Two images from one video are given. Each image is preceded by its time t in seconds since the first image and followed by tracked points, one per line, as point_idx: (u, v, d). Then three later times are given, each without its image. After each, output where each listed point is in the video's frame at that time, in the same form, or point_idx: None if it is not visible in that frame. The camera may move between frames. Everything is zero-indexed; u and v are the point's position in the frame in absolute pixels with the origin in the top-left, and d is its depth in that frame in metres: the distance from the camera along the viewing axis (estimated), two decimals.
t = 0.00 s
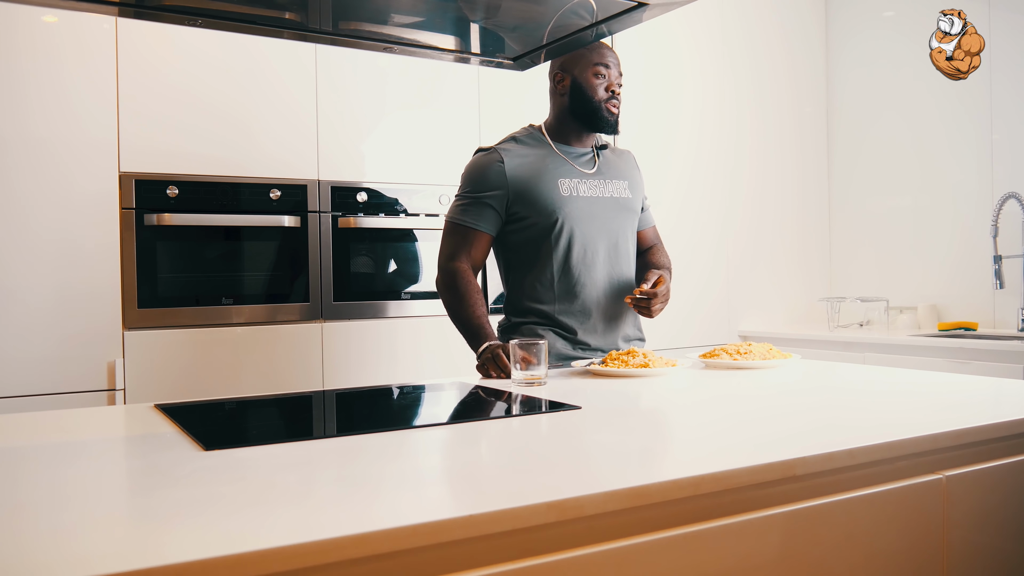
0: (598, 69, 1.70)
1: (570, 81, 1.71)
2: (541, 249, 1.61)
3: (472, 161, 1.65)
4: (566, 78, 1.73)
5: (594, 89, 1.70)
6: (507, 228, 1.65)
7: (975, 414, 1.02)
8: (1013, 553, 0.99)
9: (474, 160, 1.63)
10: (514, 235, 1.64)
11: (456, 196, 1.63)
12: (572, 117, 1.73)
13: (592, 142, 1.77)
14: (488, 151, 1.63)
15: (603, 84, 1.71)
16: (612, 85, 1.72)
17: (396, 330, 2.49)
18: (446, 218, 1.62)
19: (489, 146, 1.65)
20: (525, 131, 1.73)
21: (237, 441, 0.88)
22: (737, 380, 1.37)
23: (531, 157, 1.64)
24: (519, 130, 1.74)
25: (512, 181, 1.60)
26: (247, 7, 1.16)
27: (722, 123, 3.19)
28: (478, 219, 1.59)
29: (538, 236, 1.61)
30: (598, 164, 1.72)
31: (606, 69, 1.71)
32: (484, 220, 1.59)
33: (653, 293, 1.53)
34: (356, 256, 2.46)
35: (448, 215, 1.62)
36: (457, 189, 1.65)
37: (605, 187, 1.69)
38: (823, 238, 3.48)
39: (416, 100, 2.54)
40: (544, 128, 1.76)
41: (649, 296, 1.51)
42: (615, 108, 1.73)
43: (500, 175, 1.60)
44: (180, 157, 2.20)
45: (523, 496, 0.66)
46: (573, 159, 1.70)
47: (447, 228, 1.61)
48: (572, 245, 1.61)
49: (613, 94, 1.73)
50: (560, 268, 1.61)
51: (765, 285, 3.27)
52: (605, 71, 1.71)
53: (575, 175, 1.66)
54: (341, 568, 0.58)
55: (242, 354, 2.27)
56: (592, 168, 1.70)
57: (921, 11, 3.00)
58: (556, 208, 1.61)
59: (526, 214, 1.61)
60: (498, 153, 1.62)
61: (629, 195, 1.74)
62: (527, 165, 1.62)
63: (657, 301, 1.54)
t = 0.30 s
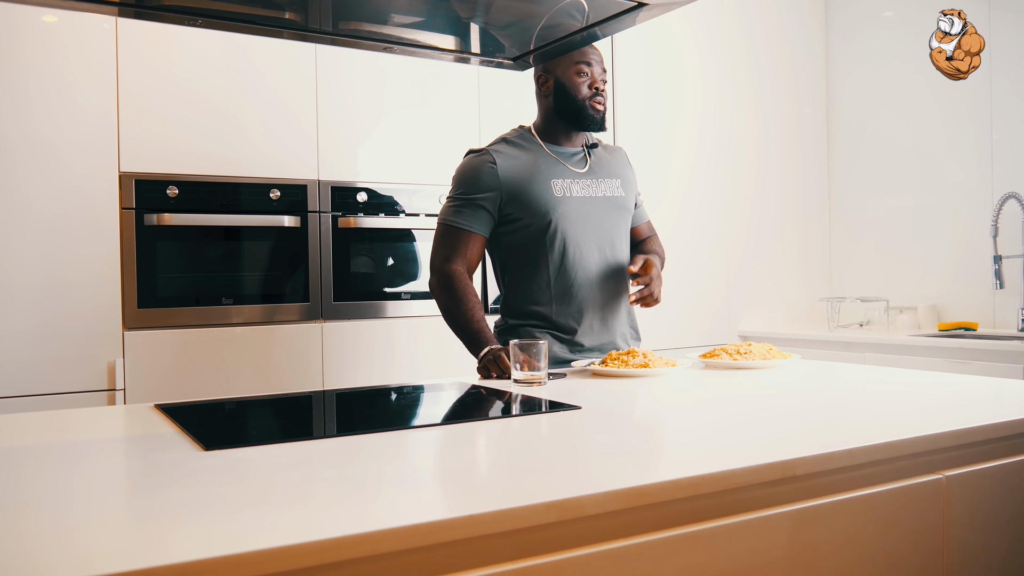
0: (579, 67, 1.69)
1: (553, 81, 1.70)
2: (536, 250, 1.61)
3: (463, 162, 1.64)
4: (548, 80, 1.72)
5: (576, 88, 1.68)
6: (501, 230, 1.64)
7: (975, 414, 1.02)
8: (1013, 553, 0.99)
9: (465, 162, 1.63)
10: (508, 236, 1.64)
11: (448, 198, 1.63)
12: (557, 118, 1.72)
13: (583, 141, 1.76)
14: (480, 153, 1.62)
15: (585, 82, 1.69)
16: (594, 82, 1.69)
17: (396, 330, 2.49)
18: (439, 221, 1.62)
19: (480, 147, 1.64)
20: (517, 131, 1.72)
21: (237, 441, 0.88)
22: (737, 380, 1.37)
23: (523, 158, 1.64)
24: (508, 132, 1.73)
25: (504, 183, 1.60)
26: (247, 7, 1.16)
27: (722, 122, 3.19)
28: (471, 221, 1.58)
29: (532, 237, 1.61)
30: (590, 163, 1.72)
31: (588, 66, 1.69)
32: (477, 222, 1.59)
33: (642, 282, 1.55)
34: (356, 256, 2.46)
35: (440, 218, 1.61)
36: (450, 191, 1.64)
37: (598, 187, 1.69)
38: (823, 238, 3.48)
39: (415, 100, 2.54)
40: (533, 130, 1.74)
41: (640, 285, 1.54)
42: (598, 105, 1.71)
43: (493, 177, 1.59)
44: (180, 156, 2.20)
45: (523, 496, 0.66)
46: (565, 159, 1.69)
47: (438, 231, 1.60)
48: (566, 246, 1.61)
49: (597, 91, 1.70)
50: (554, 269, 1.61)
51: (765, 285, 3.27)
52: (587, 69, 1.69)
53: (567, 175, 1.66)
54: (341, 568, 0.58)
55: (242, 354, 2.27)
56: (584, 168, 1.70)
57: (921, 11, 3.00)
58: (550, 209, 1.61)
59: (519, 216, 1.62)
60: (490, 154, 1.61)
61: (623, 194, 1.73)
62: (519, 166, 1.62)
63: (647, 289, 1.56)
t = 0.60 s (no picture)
0: (568, 69, 1.66)
1: (541, 83, 1.68)
2: (527, 251, 1.61)
3: (454, 168, 1.65)
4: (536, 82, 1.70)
5: (564, 90, 1.66)
6: (493, 233, 1.65)
7: (975, 414, 1.02)
8: (1013, 554, 0.99)
9: (455, 167, 1.64)
10: (500, 238, 1.64)
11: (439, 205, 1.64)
12: (545, 120, 1.70)
13: (573, 139, 1.75)
14: (470, 158, 1.64)
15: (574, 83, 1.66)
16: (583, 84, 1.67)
17: (396, 330, 2.49)
18: (432, 228, 1.63)
19: (470, 152, 1.65)
20: (506, 133, 1.72)
21: (236, 441, 0.88)
22: (737, 380, 1.37)
23: (512, 160, 1.64)
24: (498, 135, 1.73)
25: (494, 185, 1.60)
26: (248, 7, 1.16)
27: (722, 122, 3.19)
28: (463, 225, 1.59)
29: (523, 239, 1.61)
30: (578, 163, 1.72)
31: (577, 68, 1.66)
32: (469, 226, 1.59)
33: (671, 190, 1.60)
34: (356, 256, 2.46)
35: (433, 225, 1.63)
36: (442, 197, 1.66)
37: (588, 186, 1.69)
38: (823, 238, 3.48)
39: (415, 100, 2.54)
40: (522, 131, 1.74)
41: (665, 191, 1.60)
42: (588, 106, 1.68)
43: (482, 180, 1.60)
44: (180, 156, 2.20)
45: (523, 496, 0.66)
46: (554, 160, 1.69)
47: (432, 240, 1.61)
48: (557, 246, 1.61)
49: (586, 92, 1.68)
50: (547, 270, 1.61)
51: (765, 285, 3.27)
52: (576, 70, 1.66)
53: (556, 176, 1.66)
54: (341, 568, 0.58)
55: (242, 354, 2.27)
56: (572, 168, 1.70)
57: (921, 12, 3.00)
58: (540, 210, 1.61)
59: (510, 218, 1.62)
60: (479, 159, 1.62)
61: (613, 191, 1.73)
62: (509, 168, 1.62)
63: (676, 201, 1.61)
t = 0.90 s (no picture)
0: (554, 68, 1.67)
1: (528, 84, 1.70)
2: (518, 252, 1.62)
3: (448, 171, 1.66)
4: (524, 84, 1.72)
5: (549, 88, 1.67)
6: (485, 235, 1.65)
7: (975, 414, 1.02)
8: (1014, 553, 0.99)
9: (448, 169, 1.65)
10: (493, 239, 1.65)
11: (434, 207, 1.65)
12: (533, 120, 1.71)
13: (567, 138, 1.75)
14: (463, 160, 1.64)
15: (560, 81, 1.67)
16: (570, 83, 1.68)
17: (396, 330, 2.49)
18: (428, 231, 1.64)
19: (462, 154, 1.65)
20: (498, 135, 1.72)
21: (236, 441, 0.88)
22: (737, 380, 1.37)
23: (503, 161, 1.64)
24: (492, 136, 1.73)
25: (485, 187, 1.60)
26: (248, 7, 1.16)
27: (722, 122, 3.19)
28: (458, 227, 1.60)
29: (515, 240, 1.62)
30: (570, 163, 1.71)
31: (562, 67, 1.68)
32: (464, 228, 1.60)
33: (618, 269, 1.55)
34: (356, 256, 2.46)
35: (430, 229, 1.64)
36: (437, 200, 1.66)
37: (579, 186, 1.68)
38: (823, 238, 3.48)
39: (415, 100, 2.54)
40: (514, 132, 1.74)
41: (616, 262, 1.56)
42: (575, 103, 1.68)
43: (473, 182, 1.60)
44: (180, 156, 2.20)
45: (523, 496, 0.66)
46: (544, 160, 1.68)
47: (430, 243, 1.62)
48: (548, 247, 1.61)
49: (573, 89, 1.68)
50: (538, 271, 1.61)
51: (765, 285, 3.27)
52: (562, 69, 1.68)
53: (547, 176, 1.65)
54: (341, 568, 0.58)
55: (242, 355, 2.27)
56: (564, 168, 1.69)
57: (921, 12, 3.00)
58: (531, 211, 1.61)
59: (501, 219, 1.62)
60: (469, 161, 1.62)
61: (606, 191, 1.72)
62: (500, 170, 1.62)
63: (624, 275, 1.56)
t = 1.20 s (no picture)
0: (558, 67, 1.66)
1: (529, 83, 1.68)
2: (513, 252, 1.61)
3: (441, 169, 1.65)
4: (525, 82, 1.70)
5: (552, 89, 1.66)
6: (480, 234, 1.65)
7: (976, 414, 1.02)
8: (1014, 553, 0.99)
9: (443, 168, 1.64)
10: (488, 239, 1.64)
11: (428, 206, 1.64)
12: (534, 120, 1.70)
13: (563, 140, 1.75)
14: (457, 159, 1.63)
15: (563, 81, 1.67)
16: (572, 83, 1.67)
17: (396, 330, 2.49)
18: (421, 229, 1.63)
19: (457, 152, 1.65)
20: (495, 133, 1.72)
21: (237, 441, 0.88)
22: (737, 380, 1.37)
23: (500, 160, 1.64)
24: (487, 134, 1.72)
25: (480, 186, 1.61)
26: (247, 6, 1.16)
27: (722, 122, 3.19)
28: (453, 226, 1.59)
29: (510, 240, 1.62)
30: (566, 163, 1.71)
31: (565, 67, 1.67)
32: (457, 227, 1.60)
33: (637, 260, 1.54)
34: (356, 256, 2.46)
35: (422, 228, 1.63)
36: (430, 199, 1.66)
37: (575, 186, 1.69)
38: (823, 238, 3.48)
39: (414, 100, 2.54)
40: (511, 131, 1.74)
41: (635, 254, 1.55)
42: (577, 105, 1.69)
43: (469, 181, 1.60)
44: (180, 157, 2.20)
45: (523, 495, 0.66)
46: (541, 160, 1.69)
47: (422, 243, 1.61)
48: (544, 247, 1.61)
49: (576, 91, 1.68)
50: (533, 271, 1.61)
51: (765, 285, 3.27)
52: (566, 68, 1.67)
53: (543, 175, 1.66)
54: (341, 568, 0.58)
55: (242, 354, 2.27)
56: (560, 168, 1.69)
57: (921, 12, 3.00)
58: (527, 210, 1.61)
59: (497, 218, 1.62)
60: (466, 159, 1.62)
61: (602, 192, 1.73)
62: (496, 169, 1.62)
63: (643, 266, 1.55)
